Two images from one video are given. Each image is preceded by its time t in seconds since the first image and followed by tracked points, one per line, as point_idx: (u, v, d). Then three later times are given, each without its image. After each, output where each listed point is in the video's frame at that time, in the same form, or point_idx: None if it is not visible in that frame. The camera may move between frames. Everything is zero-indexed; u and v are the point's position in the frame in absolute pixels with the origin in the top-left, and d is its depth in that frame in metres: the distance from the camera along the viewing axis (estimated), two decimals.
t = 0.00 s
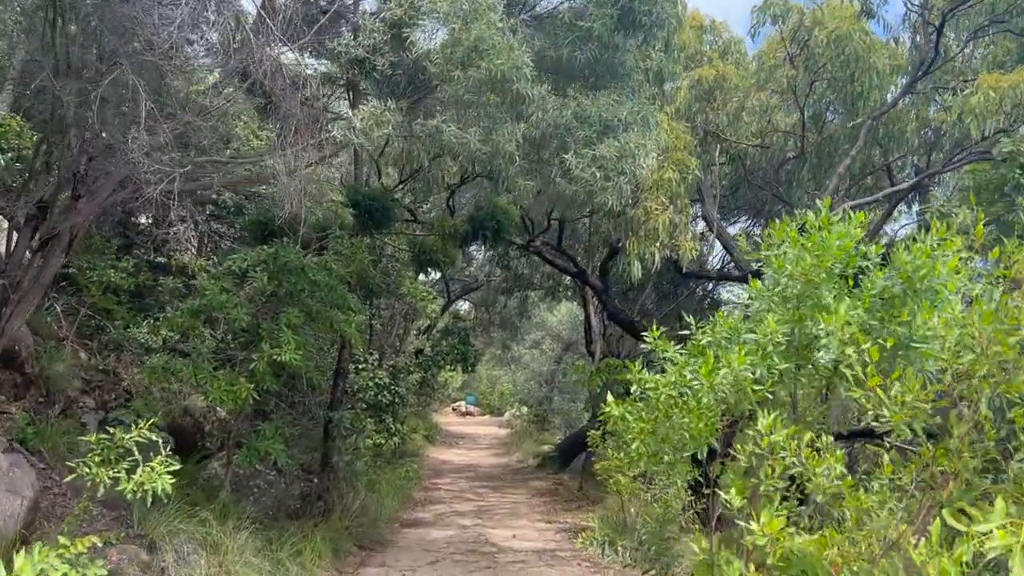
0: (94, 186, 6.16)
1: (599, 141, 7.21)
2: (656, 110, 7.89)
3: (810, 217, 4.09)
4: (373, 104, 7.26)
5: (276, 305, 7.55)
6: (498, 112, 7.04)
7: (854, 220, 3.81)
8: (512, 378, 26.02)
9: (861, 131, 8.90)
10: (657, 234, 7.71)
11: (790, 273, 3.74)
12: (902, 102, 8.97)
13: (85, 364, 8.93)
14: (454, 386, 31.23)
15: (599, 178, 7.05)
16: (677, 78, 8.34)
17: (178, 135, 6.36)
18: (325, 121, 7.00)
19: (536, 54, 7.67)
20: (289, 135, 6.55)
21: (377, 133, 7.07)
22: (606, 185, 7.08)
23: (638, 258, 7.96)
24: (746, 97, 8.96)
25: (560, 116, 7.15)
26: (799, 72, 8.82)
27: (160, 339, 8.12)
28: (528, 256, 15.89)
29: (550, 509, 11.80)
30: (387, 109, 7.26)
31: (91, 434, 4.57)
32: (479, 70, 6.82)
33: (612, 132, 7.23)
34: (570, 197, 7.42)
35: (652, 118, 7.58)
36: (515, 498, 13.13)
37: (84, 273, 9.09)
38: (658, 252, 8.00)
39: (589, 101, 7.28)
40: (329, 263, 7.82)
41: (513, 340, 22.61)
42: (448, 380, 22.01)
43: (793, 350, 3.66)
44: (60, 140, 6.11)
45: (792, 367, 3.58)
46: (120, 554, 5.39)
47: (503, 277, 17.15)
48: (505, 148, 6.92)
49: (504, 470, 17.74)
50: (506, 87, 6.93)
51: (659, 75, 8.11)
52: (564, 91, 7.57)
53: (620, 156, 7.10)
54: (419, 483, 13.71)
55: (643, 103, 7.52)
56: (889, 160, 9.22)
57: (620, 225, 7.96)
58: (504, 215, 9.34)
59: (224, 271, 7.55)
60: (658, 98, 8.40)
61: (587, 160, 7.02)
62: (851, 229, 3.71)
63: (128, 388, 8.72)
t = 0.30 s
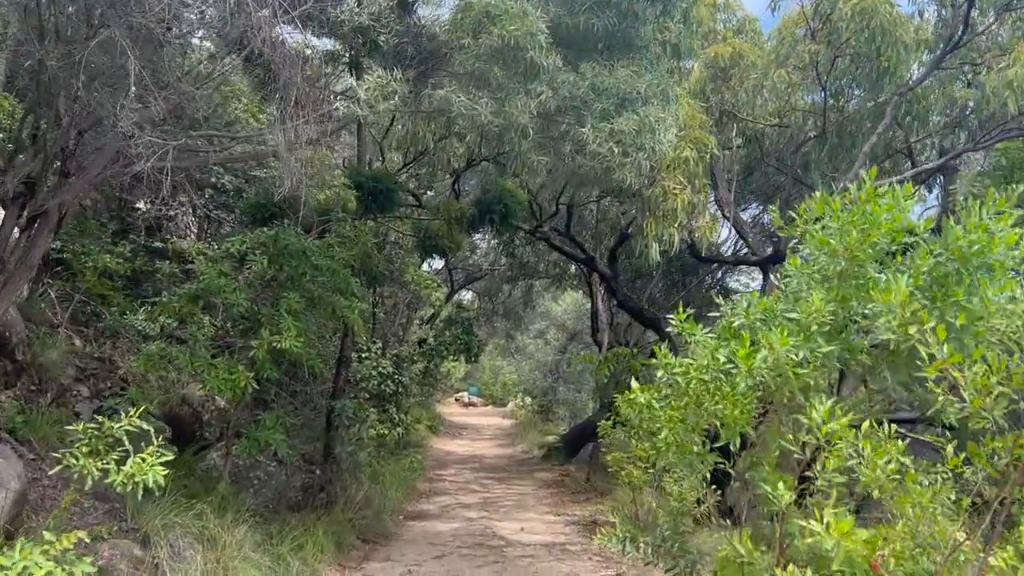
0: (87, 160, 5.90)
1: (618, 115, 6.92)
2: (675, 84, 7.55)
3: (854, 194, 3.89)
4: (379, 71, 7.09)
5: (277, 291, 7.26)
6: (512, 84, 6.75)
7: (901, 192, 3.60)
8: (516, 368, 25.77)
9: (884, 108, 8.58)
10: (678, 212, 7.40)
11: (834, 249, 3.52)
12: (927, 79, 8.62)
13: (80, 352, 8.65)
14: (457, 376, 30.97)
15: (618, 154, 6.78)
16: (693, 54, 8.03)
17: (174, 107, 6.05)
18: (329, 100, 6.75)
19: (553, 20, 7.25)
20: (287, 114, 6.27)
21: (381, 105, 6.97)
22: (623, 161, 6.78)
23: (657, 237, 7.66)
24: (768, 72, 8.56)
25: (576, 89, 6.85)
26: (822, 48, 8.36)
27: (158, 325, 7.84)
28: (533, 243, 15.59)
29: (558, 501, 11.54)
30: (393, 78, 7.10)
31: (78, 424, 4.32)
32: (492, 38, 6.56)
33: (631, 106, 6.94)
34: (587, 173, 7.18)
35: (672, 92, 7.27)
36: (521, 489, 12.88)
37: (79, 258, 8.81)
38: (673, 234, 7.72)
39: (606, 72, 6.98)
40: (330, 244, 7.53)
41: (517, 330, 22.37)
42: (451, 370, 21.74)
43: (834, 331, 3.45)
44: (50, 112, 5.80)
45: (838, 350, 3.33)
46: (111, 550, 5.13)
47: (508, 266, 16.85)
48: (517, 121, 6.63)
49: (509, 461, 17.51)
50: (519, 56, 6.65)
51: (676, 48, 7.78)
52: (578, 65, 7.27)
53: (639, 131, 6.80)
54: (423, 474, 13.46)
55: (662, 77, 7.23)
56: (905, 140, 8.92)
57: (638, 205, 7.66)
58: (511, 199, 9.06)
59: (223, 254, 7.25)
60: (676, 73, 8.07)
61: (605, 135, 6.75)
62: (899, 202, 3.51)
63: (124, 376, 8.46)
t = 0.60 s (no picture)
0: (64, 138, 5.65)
1: (626, 92, 6.68)
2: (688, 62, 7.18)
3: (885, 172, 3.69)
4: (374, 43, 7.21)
5: (266, 278, 6.98)
6: (516, 58, 6.49)
7: (938, 169, 3.37)
8: (512, 361, 25.51)
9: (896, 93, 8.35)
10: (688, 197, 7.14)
11: (867, 231, 3.29)
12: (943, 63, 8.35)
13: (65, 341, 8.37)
14: (452, 368, 30.71)
15: (627, 135, 6.58)
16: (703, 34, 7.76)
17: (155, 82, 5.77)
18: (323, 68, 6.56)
19: None
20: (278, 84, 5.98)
21: (376, 76, 7.24)
22: (631, 141, 6.61)
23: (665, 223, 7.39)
24: (780, 52, 8.41)
25: (582, 65, 6.63)
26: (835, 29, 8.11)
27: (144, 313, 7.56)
28: (531, 234, 15.33)
29: (556, 495, 11.30)
30: (388, 51, 7.25)
31: (49, 415, 4.05)
32: (495, 10, 6.33)
33: (640, 83, 6.69)
34: (590, 156, 6.95)
35: (682, 70, 6.99)
36: (518, 483, 12.64)
37: (63, 244, 8.52)
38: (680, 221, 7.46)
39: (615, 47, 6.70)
40: (321, 228, 7.25)
41: (514, 322, 22.11)
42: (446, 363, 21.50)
43: (867, 320, 3.21)
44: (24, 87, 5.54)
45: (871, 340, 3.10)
46: (88, 547, 4.93)
47: (505, 256, 16.60)
48: (518, 95, 6.43)
49: (505, 454, 17.28)
50: (523, 30, 6.40)
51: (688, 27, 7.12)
52: (582, 43, 6.98)
53: (649, 112, 6.63)
54: (418, 468, 13.21)
55: (674, 51, 6.90)
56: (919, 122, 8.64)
57: (646, 189, 7.37)
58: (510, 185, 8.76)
59: (210, 239, 6.96)
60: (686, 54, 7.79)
61: (613, 115, 6.53)
62: (937, 180, 3.28)
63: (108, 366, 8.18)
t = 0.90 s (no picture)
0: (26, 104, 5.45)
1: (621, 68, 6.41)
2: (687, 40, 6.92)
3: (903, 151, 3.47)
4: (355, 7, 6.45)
5: (244, 263, 6.69)
6: (506, 28, 6.26)
7: (960, 148, 3.18)
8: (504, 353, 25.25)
9: (900, 79, 8.11)
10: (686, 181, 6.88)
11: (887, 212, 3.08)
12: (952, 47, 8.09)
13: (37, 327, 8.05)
14: (443, 360, 30.44)
15: (622, 112, 6.30)
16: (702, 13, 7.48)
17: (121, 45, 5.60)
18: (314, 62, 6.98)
19: None
20: (250, 57, 6.26)
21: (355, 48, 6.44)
22: (629, 119, 6.28)
23: (661, 209, 7.13)
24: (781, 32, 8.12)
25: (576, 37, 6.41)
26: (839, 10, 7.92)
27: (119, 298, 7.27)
28: (522, 224, 15.07)
29: (545, 490, 11.04)
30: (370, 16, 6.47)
31: None
32: None
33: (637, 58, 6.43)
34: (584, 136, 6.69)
35: (682, 47, 6.71)
36: (506, 478, 12.38)
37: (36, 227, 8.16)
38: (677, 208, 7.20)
39: (611, 19, 6.48)
40: (303, 210, 6.97)
41: (506, 314, 21.84)
42: (436, 355, 21.23)
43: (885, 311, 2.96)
44: None
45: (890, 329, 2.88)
46: (45, 544, 4.73)
47: (496, 247, 16.34)
48: (508, 67, 6.15)
49: (494, 447, 17.02)
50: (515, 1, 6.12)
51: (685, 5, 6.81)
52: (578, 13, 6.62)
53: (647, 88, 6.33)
54: (405, 461, 12.94)
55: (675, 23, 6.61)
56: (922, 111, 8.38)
57: (641, 174, 7.10)
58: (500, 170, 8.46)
59: (185, 221, 6.66)
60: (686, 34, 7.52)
61: (608, 91, 6.25)
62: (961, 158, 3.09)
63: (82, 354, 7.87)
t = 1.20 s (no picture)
0: None
1: (621, 45, 6.19)
2: (690, 22, 6.67)
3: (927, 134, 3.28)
4: None
5: (224, 251, 6.42)
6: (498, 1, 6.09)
7: (993, 128, 3.02)
8: (494, 348, 25.02)
9: (907, 68, 7.89)
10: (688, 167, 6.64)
11: (916, 197, 2.91)
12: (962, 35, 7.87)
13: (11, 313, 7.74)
14: (432, 354, 30.15)
15: (622, 93, 6.09)
16: None
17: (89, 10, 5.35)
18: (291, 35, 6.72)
19: None
20: (225, 28, 5.99)
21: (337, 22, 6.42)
22: (629, 100, 6.13)
23: (661, 197, 6.88)
24: (787, 18, 7.88)
25: (575, 13, 6.18)
26: None
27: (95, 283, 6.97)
28: (514, 216, 14.82)
29: (534, 488, 10.80)
30: None
31: None
32: None
33: (638, 35, 6.18)
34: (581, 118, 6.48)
35: (685, 26, 6.47)
36: (495, 474, 12.15)
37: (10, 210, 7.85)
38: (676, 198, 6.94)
39: None
40: (287, 195, 6.71)
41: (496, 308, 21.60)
42: (426, 348, 20.94)
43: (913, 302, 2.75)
44: None
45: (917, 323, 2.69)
46: (4, 543, 4.45)
47: (487, 240, 16.07)
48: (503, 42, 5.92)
49: (483, 443, 16.79)
50: None
51: None
52: None
53: (649, 68, 6.10)
54: (391, 456, 12.66)
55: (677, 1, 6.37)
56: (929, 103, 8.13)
57: (640, 162, 6.87)
58: (492, 157, 8.19)
59: (162, 205, 6.38)
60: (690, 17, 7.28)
61: (608, 69, 6.04)
62: (995, 140, 2.92)
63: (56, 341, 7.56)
